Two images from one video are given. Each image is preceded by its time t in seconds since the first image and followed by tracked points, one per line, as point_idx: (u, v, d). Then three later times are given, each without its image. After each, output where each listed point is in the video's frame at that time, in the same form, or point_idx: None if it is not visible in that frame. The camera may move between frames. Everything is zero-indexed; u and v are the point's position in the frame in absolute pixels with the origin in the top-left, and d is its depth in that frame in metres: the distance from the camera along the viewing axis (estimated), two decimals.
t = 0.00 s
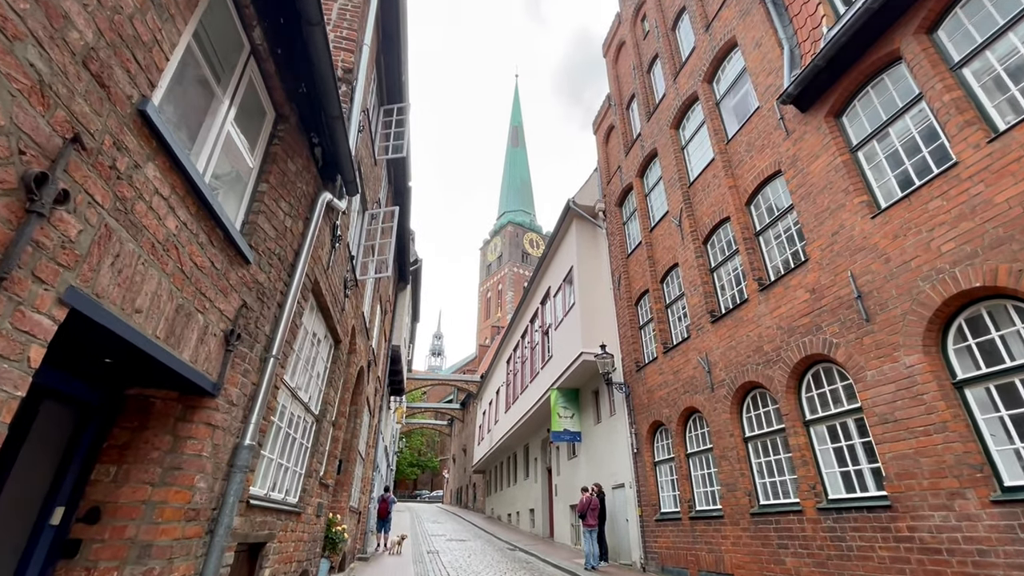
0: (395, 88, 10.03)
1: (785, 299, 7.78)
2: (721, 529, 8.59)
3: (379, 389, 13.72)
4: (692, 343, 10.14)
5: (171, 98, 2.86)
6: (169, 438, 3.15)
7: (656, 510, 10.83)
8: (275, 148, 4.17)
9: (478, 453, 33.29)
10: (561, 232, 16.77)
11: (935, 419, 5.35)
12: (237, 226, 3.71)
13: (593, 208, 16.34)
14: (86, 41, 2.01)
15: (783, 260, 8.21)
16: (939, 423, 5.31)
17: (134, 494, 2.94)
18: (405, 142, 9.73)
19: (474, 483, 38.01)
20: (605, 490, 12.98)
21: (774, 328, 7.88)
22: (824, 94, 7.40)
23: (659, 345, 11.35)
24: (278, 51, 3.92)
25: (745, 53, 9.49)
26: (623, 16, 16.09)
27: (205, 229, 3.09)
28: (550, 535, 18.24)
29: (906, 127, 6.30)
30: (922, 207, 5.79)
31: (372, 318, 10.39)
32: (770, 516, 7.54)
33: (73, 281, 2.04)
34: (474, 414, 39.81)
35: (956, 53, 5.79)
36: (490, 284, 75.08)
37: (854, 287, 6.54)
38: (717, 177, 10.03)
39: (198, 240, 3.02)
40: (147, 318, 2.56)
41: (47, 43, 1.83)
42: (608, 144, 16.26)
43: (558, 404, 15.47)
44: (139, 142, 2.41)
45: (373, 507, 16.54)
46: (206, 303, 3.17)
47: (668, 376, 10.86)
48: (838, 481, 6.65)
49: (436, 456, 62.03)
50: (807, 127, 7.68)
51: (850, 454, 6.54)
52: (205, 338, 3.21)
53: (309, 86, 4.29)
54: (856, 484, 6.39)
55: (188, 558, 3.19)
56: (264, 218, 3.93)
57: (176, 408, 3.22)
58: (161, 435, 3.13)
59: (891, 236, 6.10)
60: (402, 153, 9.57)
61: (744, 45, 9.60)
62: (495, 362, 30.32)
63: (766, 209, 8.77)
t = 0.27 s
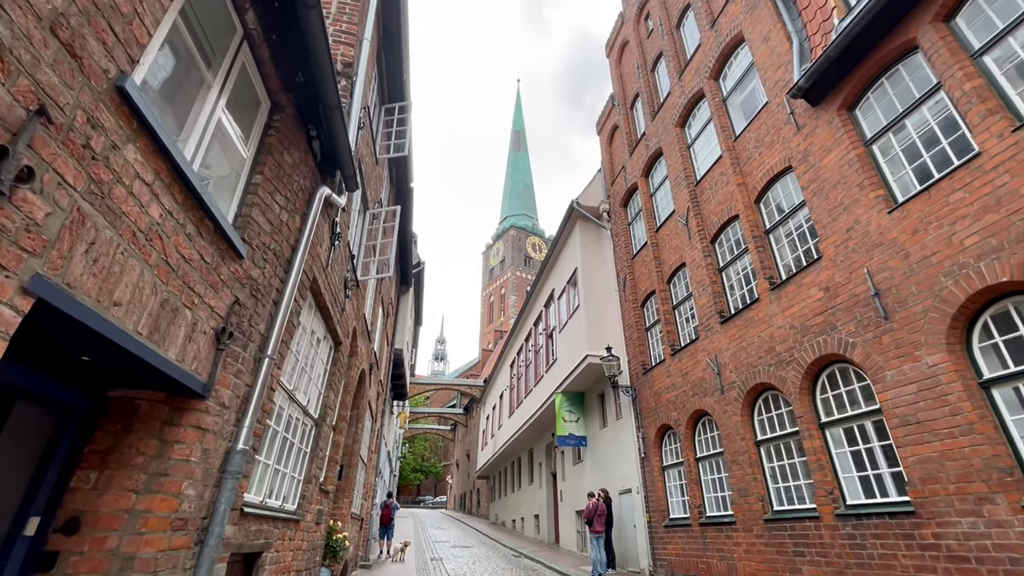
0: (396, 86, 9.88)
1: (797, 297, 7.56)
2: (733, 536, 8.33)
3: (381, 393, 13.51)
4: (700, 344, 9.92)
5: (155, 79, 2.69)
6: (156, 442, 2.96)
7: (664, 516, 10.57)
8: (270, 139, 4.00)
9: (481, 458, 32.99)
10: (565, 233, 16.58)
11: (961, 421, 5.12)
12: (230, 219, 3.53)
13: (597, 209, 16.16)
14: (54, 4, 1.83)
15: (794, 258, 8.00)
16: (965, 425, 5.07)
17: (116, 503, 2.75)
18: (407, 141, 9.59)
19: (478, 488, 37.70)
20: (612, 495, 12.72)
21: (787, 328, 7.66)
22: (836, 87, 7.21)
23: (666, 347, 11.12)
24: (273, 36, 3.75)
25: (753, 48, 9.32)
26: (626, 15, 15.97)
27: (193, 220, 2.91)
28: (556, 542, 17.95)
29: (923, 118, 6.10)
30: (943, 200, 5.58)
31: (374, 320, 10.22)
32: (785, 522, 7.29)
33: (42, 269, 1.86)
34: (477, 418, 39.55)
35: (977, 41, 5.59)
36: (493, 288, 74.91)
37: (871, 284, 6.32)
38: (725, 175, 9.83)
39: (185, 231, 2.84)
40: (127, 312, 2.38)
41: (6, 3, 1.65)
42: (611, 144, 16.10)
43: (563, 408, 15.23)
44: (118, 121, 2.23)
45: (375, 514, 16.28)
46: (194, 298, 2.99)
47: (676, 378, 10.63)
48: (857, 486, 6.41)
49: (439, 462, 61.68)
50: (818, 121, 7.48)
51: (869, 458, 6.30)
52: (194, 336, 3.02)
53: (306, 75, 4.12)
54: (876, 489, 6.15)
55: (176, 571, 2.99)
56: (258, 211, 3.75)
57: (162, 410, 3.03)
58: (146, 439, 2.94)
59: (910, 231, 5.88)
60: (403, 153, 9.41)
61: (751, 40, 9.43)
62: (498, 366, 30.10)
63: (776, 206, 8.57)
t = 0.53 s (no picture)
0: (397, 81, 9.73)
1: (809, 293, 7.36)
2: (744, 539, 8.12)
3: (383, 394, 13.33)
4: (708, 343, 9.72)
5: (140, 52, 2.54)
6: (143, 439, 2.80)
7: (672, 518, 10.35)
8: (266, 125, 3.84)
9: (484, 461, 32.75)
10: (568, 232, 16.39)
11: (985, 418, 4.92)
12: (222, 205, 3.37)
13: (601, 208, 15.99)
14: None
15: (805, 253, 7.80)
16: (990, 422, 4.88)
17: (98, 504, 2.58)
18: (408, 137, 9.44)
19: (480, 491, 37.45)
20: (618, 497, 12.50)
21: (798, 325, 7.46)
22: (848, 77, 7.03)
23: (673, 346, 10.93)
24: (269, 16, 3.59)
25: (760, 41, 9.16)
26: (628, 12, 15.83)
27: (181, 202, 2.75)
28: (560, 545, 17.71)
29: (940, 106, 5.92)
30: (963, 190, 5.40)
31: (375, 319, 10.05)
32: (798, 524, 7.08)
33: (6, 245, 1.69)
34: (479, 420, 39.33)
35: (996, 25, 5.41)
36: (495, 290, 74.73)
37: (887, 278, 6.12)
38: (732, 170, 9.65)
39: (173, 214, 2.68)
40: (107, 297, 2.21)
41: None
42: (615, 142, 15.93)
43: (567, 409, 15.03)
44: (95, 90, 2.07)
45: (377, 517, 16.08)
46: (183, 286, 2.82)
47: (683, 378, 10.42)
48: (874, 487, 6.20)
49: (442, 464, 61.40)
50: (829, 113, 7.30)
51: (885, 457, 6.09)
52: (183, 327, 2.85)
53: (303, 59, 3.96)
54: (895, 490, 5.95)
55: None
56: (252, 198, 3.59)
57: (149, 406, 2.86)
58: (132, 436, 2.77)
59: (928, 222, 5.69)
60: (405, 149, 9.26)
61: (758, 32, 9.27)
62: (500, 368, 29.90)
63: (785, 201, 8.38)
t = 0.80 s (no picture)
0: (398, 75, 9.55)
1: (822, 289, 7.16)
2: (754, 541, 7.91)
3: (384, 393, 13.14)
4: (716, 341, 9.53)
5: (122, 19, 2.36)
6: (129, 438, 2.61)
7: (678, 520, 10.15)
8: (262, 107, 3.65)
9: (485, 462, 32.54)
10: (571, 230, 16.20)
11: (1011, 416, 4.73)
12: (215, 190, 3.18)
13: (604, 205, 15.81)
14: None
15: (817, 248, 7.61)
16: (1016, 421, 4.68)
17: (79, 507, 2.39)
18: (410, 131, 9.27)
19: (481, 492, 37.22)
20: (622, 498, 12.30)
21: (811, 321, 7.27)
22: (862, 66, 6.84)
23: (679, 345, 10.74)
24: None
25: (768, 32, 8.98)
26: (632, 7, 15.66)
27: (169, 183, 2.56)
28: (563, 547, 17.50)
29: (961, 94, 5.74)
30: (985, 180, 5.21)
31: (376, 317, 9.86)
32: (812, 526, 6.88)
33: None
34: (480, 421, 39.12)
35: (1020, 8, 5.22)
36: (496, 290, 74.53)
37: (905, 272, 5.93)
38: (740, 164, 9.46)
39: (159, 195, 2.49)
40: (85, 282, 2.02)
41: None
42: (619, 139, 15.75)
43: (570, 409, 14.83)
44: (69, 52, 1.89)
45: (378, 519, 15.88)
46: (171, 273, 2.63)
47: (690, 376, 10.22)
48: (892, 488, 6.00)
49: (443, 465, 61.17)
50: (842, 104, 7.11)
51: (903, 458, 5.90)
52: (172, 318, 2.66)
53: (301, 39, 3.78)
54: (914, 491, 5.75)
55: None
56: (247, 183, 3.40)
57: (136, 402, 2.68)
58: (116, 434, 2.59)
59: (949, 214, 5.50)
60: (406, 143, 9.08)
61: (767, 24, 9.09)
62: (502, 368, 29.71)
63: (796, 195, 8.19)
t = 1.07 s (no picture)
0: (398, 64, 9.35)
1: (833, 281, 6.99)
2: (762, 539, 7.76)
3: (384, 389, 12.96)
4: (722, 335, 9.36)
5: None
6: (113, 431, 2.43)
7: (683, 517, 10.00)
8: (257, 84, 3.46)
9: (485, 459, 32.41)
10: (573, 225, 16.01)
11: None
12: (207, 168, 2.99)
13: (606, 200, 15.62)
14: None
15: (828, 240, 7.43)
16: None
17: (57, 505, 2.22)
18: (411, 121, 9.08)
19: (481, 490, 37.09)
20: (625, 496, 12.14)
21: (822, 315, 7.10)
22: (876, 52, 6.64)
23: (684, 340, 10.57)
24: None
25: (777, 20, 8.79)
26: None
27: (154, 154, 2.37)
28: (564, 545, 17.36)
29: (981, 79, 5.58)
30: (1007, 166, 5.03)
31: (376, 311, 9.67)
32: (822, 524, 6.73)
33: None
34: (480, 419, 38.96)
35: None
36: (495, 288, 74.34)
37: (922, 263, 5.75)
38: (748, 155, 9.28)
39: (144, 167, 2.30)
40: (59, 257, 1.84)
41: None
42: (621, 133, 15.57)
43: (572, 406, 14.68)
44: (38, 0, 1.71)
45: (377, 516, 15.73)
46: (158, 253, 2.44)
47: (695, 372, 10.06)
48: (907, 485, 5.84)
49: (442, 463, 61.07)
50: (855, 91, 6.93)
51: (919, 454, 5.75)
52: (160, 301, 2.48)
53: (298, 14, 3.59)
54: (931, 488, 5.58)
55: None
56: (241, 162, 3.21)
57: (120, 393, 2.50)
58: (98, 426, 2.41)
59: (968, 202, 5.33)
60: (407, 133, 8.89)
61: (776, 12, 8.90)
62: (502, 365, 29.55)
63: (805, 186, 8.02)
